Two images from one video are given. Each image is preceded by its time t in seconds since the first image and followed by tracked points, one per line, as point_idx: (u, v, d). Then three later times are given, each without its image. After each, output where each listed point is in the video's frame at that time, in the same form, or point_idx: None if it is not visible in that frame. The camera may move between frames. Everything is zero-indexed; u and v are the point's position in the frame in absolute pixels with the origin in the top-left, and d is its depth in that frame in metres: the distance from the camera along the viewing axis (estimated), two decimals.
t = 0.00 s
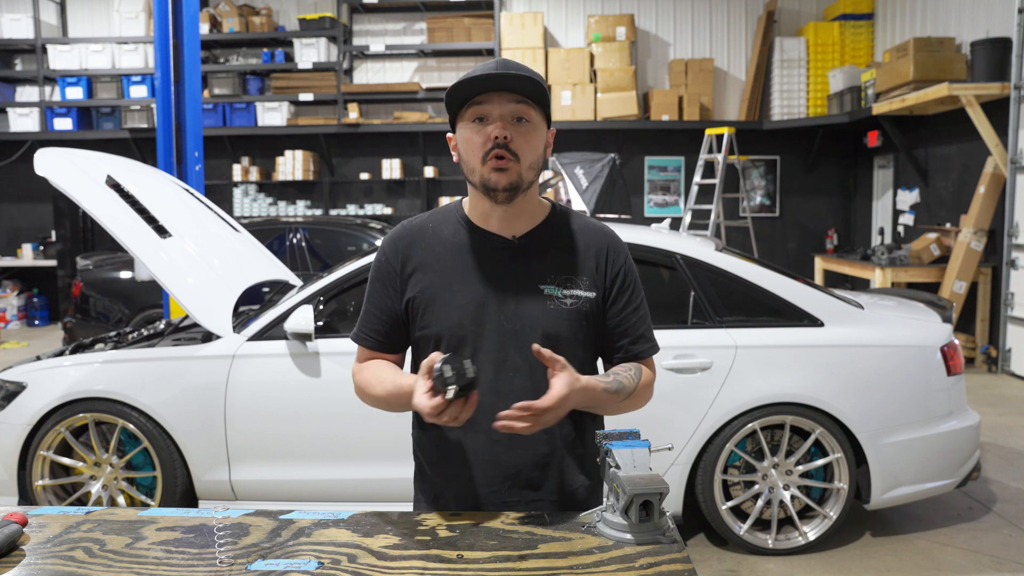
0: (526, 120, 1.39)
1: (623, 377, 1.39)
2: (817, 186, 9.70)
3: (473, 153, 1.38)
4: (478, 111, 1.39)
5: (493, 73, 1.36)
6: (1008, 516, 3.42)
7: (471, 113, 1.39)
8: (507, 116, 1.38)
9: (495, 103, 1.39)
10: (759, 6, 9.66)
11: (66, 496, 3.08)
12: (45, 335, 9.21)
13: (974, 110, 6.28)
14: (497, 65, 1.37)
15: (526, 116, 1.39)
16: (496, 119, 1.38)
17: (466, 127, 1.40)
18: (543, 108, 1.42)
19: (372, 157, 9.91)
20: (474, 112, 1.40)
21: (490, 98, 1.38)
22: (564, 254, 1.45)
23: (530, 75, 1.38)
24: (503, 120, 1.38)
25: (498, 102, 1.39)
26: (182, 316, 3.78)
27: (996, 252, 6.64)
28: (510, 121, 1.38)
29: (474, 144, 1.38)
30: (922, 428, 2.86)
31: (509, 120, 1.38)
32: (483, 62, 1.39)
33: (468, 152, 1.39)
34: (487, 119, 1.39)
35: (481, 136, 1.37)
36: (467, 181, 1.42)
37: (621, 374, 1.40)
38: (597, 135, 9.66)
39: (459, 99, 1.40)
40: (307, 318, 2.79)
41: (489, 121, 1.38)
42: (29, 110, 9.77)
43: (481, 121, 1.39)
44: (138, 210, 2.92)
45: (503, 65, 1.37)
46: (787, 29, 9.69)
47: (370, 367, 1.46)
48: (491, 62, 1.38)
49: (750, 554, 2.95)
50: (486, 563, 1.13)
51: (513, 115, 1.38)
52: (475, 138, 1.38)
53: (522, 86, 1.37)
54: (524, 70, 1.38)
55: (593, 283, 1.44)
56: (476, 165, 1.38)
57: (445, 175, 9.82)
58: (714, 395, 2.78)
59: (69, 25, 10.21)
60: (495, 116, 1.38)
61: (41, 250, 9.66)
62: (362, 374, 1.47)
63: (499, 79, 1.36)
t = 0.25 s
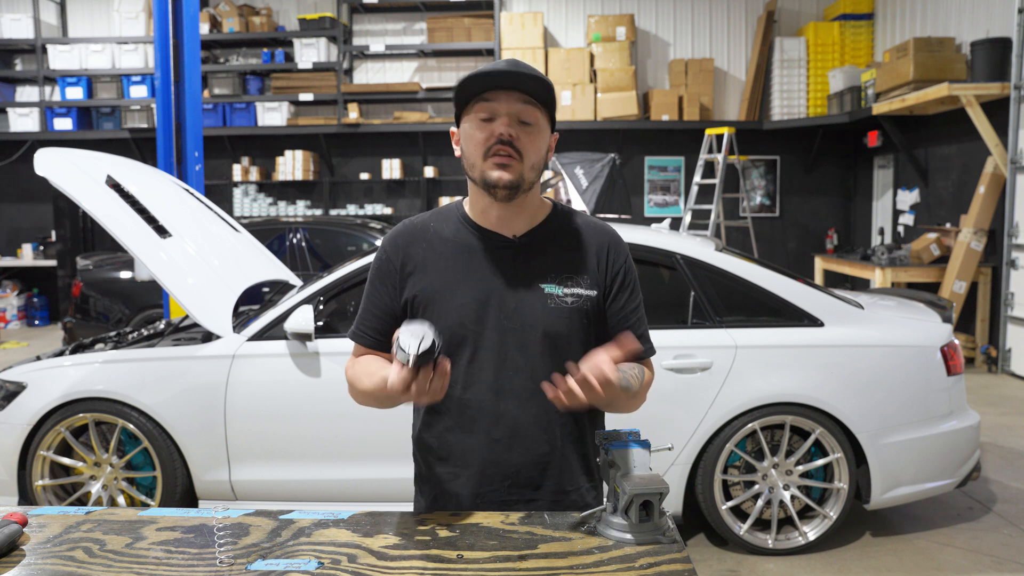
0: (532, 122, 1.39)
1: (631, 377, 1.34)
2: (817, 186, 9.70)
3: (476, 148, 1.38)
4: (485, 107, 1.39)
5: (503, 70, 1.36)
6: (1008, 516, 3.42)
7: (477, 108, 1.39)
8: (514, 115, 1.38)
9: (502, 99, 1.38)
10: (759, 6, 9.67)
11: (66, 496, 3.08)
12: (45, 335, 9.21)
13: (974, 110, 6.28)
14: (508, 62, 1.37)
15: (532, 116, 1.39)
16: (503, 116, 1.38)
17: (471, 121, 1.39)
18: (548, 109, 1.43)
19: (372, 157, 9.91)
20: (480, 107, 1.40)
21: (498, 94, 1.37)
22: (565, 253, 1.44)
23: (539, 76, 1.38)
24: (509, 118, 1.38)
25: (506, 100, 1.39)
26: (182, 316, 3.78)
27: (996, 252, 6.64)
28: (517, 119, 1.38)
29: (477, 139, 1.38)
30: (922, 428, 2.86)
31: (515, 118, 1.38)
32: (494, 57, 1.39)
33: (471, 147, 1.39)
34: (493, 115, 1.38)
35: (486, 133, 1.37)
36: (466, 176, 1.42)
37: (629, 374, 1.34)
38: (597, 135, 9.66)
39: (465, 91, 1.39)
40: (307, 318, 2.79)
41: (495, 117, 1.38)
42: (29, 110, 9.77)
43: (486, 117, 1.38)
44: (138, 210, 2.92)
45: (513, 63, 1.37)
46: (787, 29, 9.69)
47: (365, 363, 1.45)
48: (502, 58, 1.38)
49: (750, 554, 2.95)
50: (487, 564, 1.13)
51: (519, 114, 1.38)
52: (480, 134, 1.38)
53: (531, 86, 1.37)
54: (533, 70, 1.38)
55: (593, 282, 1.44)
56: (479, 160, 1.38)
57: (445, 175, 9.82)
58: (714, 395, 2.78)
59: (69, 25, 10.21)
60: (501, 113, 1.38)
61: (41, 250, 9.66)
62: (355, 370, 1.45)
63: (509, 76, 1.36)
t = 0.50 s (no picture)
0: (545, 130, 1.38)
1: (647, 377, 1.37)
2: (817, 186, 9.70)
3: (488, 154, 1.37)
4: (500, 113, 1.37)
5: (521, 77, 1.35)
6: (1009, 516, 3.42)
7: (491, 114, 1.37)
8: (529, 122, 1.37)
9: (517, 107, 1.37)
10: (759, 6, 9.67)
11: (66, 496, 3.08)
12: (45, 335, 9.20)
13: (974, 110, 6.28)
14: (523, 70, 1.36)
15: (545, 124, 1.38)
16: (517, 124, 1.36)
17: (483, 127, 1.37)
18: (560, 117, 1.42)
19: (372, 157, 9.90)
20: (494, 113, 1.37)
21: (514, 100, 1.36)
22: (564, 254, 1.45)
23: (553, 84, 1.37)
24: (524, 126, 1.37)
25: (521, 108, 1.37)
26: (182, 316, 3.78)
27: (996, 252, 6.64)
28: (531, 127, 1.37)
29: (490, 145, 1.37)
30: (922, 428, 2.86)
31: (530, 126, 1.37)
32: (509, 61, 1.37)
33: (482, 153, 1.38)
34: (507, 122, 1.37)
35: (501, 139, 1.36)
36: (474, 179, 1.41)
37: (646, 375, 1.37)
38: (597, 135, 9.65)
39: (480, 97, 1.36)
40: (307, 318, 2.79)
41: (509, 124, 1.37)
42: (29, 110, 9.77)
43: (501, 124, 1.37)
44: (138, 210, 2.92)
45: (529, 71, 1.36)
46: (787, 28, 9.69)
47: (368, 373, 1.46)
48: (517, 64, 1.37)
49: (750, 554, 2.95)
50: (487, 564, 1.13)
51: (534, 122, 1.37)
52: (493, 140, 1.36)
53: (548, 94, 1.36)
54: (547, 79, 1.37)
55: (593, 283, 1.44)
56: (491, 166, 1.37)
57: (445, 175, 9.82)
58: (714, 395, 2.78)
59: (69, 25, 10.21)
60: (516, 120, 1.37)
61: (41, 250, 9.66)
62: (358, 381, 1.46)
63: (527, 83, 1.35)
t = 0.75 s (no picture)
0: (539, 147, 1.34)
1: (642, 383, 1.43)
2: (817, 186, 9.70)
3: (480, 175, 1.35)
4: (491, 134, 1.33)
5: (510, 95, 1.29)
6: (1008, 516, 3.42)
7: (482, 134, 1.32)
8: (520, 142, 1.32)
9: (508, 128, 1.32)
10: (759, 6, 9.66)
11: (66, 496, 3.08)
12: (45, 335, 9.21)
13: (974, 110, 6.28)
14: (514, 86, 1.29)
15: (540, 140, 1.33)
16: (509, 145, 1.32)
17: (475, 149, 1.34)
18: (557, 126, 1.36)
19: (372, 157, 9.90)
20: (484, 132, 1.33)
21: (504, 121, 1.30)
22: (566, 256, 1.44)
23: (545, 97, 1.32)
24: (516, 146, 1.32)
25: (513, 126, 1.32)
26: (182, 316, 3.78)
27: (996, 252, 6.64)
28: (523, 146, 1.33)
29: (482, 167, 1.34)
30: (922, 428, 2.86)
31: (522, 145, 1.32)
32: (498, 74, 1.31)
33: (475, 174, 1.35)
34: (498, 143, 1.32)
35: (492, 163, 1.33)
36: (470, 194, 1.40)
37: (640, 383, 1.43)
38: (597, 135, 9.66)
39: (469, 117, 1.31)
40: (307, 318, 2.79)
41: (500, 146, 1.33)
42: (29, 110, 9.77)
43: (491, 146, 1.33)
44: (138, 210, 2.92)
45: (520, 87, 1.30)
46: (787, 28, 9.69)
47: (372, 383, 1.47)
48: (506, 77, 1.30)
49: (750, 554, 2.95)
50: (486, 564, 1.13)
51: (526, 140, 1.32)
52: (484, 163, 1.33)
53: (539, 114, 1.30)
54: (540, 92, 1.31)
55: (594, 285, 1.44)
56: (484, 189, 1.35)
57: (445, 175, 9.82)
58: (714, 395, 2.78)
59: (68, 25, 10.21)
60: (508, 141, 1.32)
61: (41, 250, 9.66)
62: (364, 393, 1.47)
63: (516, 105, 1.29)
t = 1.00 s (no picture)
0: (536, 143, 1.34)
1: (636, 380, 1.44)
2: (817, 186, 9.70)
3: (479, 174, 1.35)
4: (487, 132, 1.33)
5: (506, 94, 1.29)
6: (1008, 516, 3.42)
7: (479, 133, 1.32)
8: (517, 140, 1.32)
9: (504, 126, 1.32)
10: (759, 6, 9.66)
11: (66, 496, 3.08)
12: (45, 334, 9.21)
13: (974, 110, 6.28)
14: (509, 84, 1.29)
15: (537, 137, 1.33)
16: (506, 143, 1.32)
17: (472, 148, 1.34)
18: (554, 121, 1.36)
19: (372, 157, 9.90)
20: (480, 131, 1.33)
21: (500, 120, 1.30)
22: (568, 256, 1.44)
23: (541, 94, 1.31)
24: (513, 144, 1.32)
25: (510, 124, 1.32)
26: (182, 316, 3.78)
27: (996, 252, 6.63)
28: (520, 144, 1.33)
29: (480, 167, 1.34)
30: (922, 428, 2.86)
31: (519, 144, 1.33)
32: (493, 72, 1.30)
33: (473, 173, 1.36)
34: (495, 142, 1.32)
35: (490, 162, 1.33)
36: (469, 193, 1.40)
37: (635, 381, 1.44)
38: (597, 135, 9.66)
39: (466, 117, 1.31)
40: (307, 318, 2.79)
41: (498, 145, 1.33)
42: (29, 110, 9.77)
43: (489, 144, 1.33)
44: (138, 210, 2.92)
45: (515, 84, 1.29)
46: (787, 28, 9.69)
47: (371, 385, 1.47)
48: (501, 76, 1.30)
49: (750, 554, 2.95)
50: (486, 564, 1.13)
51: (523, 138, 1.32)
52: (482, 162, 1.34)
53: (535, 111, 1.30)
54: (535, 89, 1.31)
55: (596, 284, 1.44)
56: (483, 188, 1.35)
57: (445, 175, 9.82)
58: (714, 395, 2.78)
59: (68, 25, 10.20)
60: (505, 140, 1.32)
61: (41, 250, 9.66)
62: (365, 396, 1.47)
63: (511, 103, 1.29)
